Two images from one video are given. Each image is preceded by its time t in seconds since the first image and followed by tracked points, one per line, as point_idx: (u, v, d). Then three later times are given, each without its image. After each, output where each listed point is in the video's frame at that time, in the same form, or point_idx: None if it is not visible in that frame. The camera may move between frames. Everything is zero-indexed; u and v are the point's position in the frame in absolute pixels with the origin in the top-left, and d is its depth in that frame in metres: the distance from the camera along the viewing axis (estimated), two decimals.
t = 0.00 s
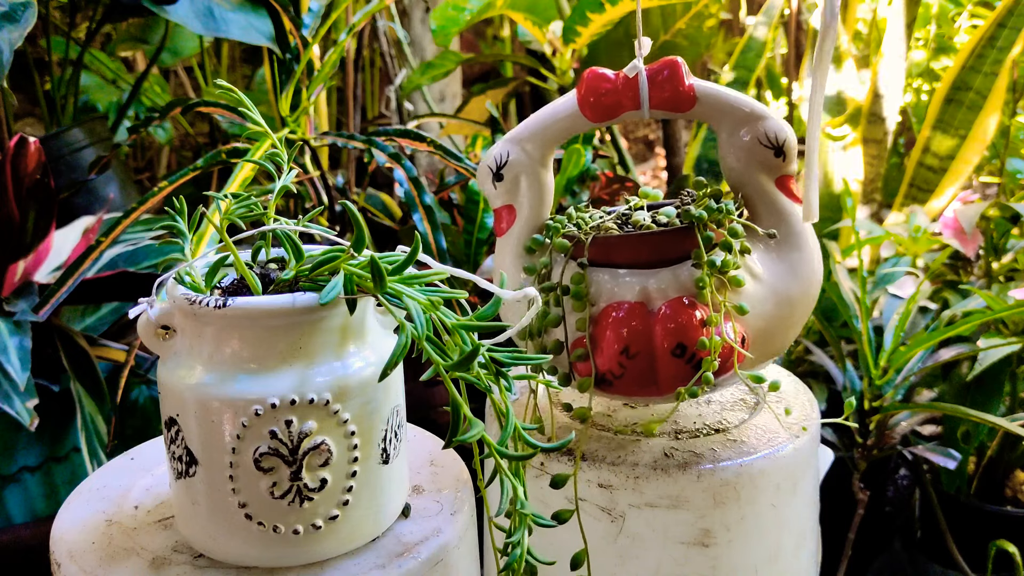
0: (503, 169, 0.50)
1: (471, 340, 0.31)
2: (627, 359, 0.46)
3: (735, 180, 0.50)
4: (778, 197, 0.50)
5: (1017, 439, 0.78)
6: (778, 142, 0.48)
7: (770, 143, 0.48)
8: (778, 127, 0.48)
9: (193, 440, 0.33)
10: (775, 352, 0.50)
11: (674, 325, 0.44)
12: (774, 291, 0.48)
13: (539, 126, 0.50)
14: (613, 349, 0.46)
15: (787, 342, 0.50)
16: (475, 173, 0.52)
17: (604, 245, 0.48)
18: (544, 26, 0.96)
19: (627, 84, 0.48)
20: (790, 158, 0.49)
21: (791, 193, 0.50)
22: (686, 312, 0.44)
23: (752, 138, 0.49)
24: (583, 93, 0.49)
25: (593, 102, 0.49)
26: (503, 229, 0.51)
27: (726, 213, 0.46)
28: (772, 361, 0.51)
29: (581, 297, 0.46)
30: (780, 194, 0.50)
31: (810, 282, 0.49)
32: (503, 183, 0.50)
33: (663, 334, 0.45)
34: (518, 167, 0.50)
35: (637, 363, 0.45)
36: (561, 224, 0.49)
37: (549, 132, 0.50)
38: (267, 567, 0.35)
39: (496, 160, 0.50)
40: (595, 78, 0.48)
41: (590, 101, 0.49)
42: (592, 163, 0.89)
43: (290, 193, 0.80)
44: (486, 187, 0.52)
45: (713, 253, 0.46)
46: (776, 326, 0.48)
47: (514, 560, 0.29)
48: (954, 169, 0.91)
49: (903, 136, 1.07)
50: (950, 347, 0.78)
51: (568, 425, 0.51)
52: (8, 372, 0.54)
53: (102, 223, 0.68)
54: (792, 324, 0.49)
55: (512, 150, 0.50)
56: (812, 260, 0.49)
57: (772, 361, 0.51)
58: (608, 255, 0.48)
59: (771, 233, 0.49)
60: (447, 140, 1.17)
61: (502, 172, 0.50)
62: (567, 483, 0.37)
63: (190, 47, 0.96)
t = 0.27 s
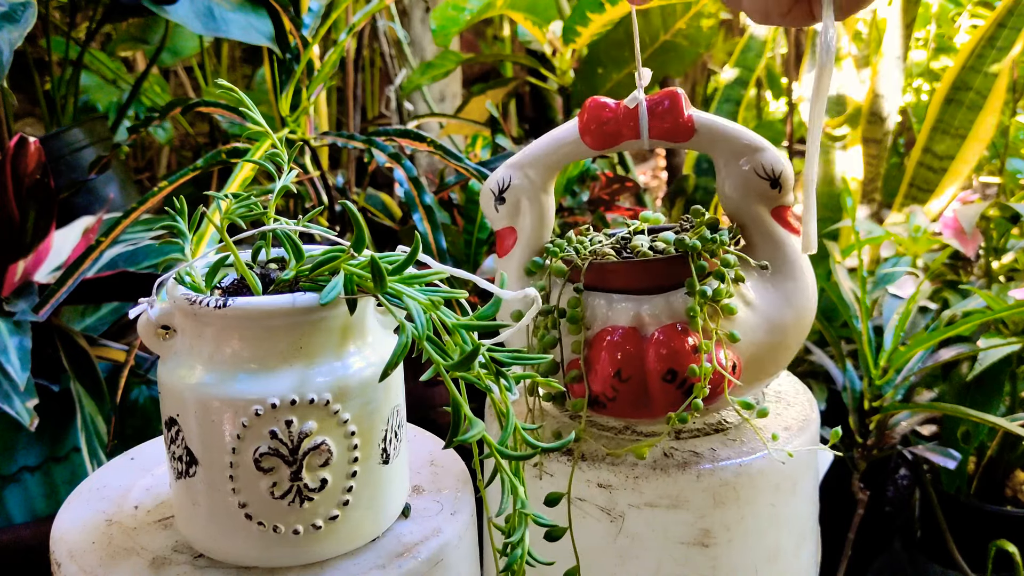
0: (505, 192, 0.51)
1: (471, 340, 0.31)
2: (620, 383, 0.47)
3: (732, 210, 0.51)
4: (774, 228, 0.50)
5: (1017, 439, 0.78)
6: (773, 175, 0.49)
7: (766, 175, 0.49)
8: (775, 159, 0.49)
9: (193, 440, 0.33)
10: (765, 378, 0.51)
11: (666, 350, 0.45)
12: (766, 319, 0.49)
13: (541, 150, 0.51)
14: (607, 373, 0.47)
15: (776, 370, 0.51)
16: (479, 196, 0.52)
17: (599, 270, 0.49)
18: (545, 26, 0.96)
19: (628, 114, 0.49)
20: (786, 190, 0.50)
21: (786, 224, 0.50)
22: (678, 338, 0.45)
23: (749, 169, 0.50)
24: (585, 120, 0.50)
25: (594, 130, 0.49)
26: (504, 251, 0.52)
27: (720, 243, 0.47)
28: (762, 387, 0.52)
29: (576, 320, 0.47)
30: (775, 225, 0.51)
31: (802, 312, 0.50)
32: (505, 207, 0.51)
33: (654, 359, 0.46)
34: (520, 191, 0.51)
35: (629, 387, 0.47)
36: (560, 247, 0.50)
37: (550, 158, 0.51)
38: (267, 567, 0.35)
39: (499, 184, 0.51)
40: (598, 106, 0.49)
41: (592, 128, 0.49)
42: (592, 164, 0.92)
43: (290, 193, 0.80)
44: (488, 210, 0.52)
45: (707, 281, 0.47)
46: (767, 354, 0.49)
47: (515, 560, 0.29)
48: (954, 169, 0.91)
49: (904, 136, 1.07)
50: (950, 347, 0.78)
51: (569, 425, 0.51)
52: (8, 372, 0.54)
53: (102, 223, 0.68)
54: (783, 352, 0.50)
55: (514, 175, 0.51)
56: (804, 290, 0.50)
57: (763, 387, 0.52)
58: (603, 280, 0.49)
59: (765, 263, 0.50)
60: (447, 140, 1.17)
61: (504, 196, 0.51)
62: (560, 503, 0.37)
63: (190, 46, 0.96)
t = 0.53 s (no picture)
0: (501, 194, 0.51)
1: (471, 340, 0.31)
2: (629, 379, 0.47)
3: (726, 206, 0.51)
4: (769, 222, 0.51)
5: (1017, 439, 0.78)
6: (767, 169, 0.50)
7: (760, 170, 0.50)
8: (768, 154, 0.50)
9: (193, 440, 0.33)
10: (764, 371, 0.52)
11: (674, 346, 0.45)
12: (766, 313, 0.49)
13: (537, 152, 0.51)
14: (615, 371, 0.47)
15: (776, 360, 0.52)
16: (474, 199, 0.52)
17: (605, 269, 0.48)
18: (545, 26, 0.97)
19: (622, 113, 0.49)
20: (779, 184, 0.50)
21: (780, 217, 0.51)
22: (685, 332, 0.45)
23: (743, 164, 0.50)
24: (581, 120, 0.49)
25: (590, 129, 0.49)
26: (500, 253, 0.52)
27: (723, 238, 0.48)
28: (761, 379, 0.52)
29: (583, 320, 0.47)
30: (770, 219, 0.51)
31: (799, 304, 0.51)
32: (502, 209, 0.51)
33: (662, 354, 0.46)
34: (516, 193, 0.51)
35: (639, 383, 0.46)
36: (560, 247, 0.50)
37: (546, 159, 0.51)
38: (267, 567, 0.35)
39: (495, 186, 0.51)
40: (592, 105, 0.49)
41: (588, 128, 0.49)
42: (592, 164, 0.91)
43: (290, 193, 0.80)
44: (484, 213, 0.52)
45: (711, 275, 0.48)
46: (768, 346, 0.50)
47: (514, 560, 0.29)
48: (954, 169, 0.91)
49: (904, 136, 1.07)
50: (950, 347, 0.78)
51: (569, 425, 0.51)
52: (8, 372, 0.54)
53: (102, 223, 0.68)
54: (782, 344, 0.51)
55: (510, 176, 0.51)
56: (801, 281, 0.51)
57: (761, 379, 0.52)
58: (610, 278, 0.49)
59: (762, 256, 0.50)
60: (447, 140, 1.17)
61: (501, 198, 0.51)
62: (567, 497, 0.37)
63: (190, 47, 0.96)
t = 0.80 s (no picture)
0: (511, 193, 0.51)
1: (471, 340, 0.31)
2: (639, 382, 0.47)
3: (732, 212, 0.52)
4: (774, 228, 0.52)
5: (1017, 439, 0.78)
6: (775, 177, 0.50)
7: (768, 177, 0.50)
8: (776, 162, 0.50)
9: (193, 440, 0.33)
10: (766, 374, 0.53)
11: (682, 350, 0.46)
12: (771, 318, 0.50)
13: (549, 153, 0.50)
14: (625, 374, 0.47)
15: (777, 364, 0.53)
16: (483, 197, 0.52)
17: (616, 271, 0.48)
18: (545, 26, 0.97)
19: (635, 115, 0.49)
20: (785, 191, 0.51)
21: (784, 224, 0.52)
22: (695, 336, 0.46)
23: (750, 171, 0.51)
24: (593, 121, 0.49)
25: (602, 131, 0.49)
26: (508, 252, 0.52)
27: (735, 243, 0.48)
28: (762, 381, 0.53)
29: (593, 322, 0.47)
30: (775, 225, 0.52)
31: (801, 309, 0.52)
32: (511, 209, 0.51)
33: (673, 358, 0.46)
34: (526, 193, 0.51)
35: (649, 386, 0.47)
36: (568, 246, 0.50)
37: (558, 159, 0.51)
38: (267, 567, 0.35)
39: (505, 185, 0.51)
40: (606, 107, 0.49)
41: (600, 130, 0.49)
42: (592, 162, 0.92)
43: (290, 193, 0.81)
44: (493, 211, 0.52)
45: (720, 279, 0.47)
46: (772, 350, 0.51)
47: (515, 560, 0.29)
48: (954, 169, 0.91)
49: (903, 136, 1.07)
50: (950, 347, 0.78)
51: (569, 425, 0.51)
52: (8, 372, 0.54)
53: (102, 223, 0.68)
54: (785, 348, 0.52)
55: (521, 176, 0.51)
56: (803, 287, 0.52)
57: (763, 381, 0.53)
58: (620, 281, 0.49)
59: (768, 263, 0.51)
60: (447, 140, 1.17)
61: (511, 198, 0.51)
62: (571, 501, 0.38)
63: (190, 47, 0.96)
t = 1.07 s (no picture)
0: (529, 184, 0.50)
1: (472, 340, 0.31)
2: (646, 381, 0.47)
3: (746, 217, 0.52)
4: (789, 237, 0.52)
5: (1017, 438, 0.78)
6: (792, 187, 0.50)
7: (784, 185, 0.50)
8: (794, 171, 0.50)
9: (193, 440, 0.33)
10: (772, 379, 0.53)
11: (690, 351, 0.46)
12: (780, 325, 0.50)
13: (570, 145, 0.50)
14: (633, 372, 0.47)
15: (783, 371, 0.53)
16: (498, 187, 0.51)
17: (627, 268, 0.49)
18: (545, 26, 0.97)
19: (659, 116, 0.49)
20: (801, 201, 0.51)
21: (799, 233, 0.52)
22: (705, 338, 0.46)
23: (767, 179, 0.51)
24: (614, 119, 0.49)
25: (622, 129, 0.49)
26: (520, 244, 0.51)
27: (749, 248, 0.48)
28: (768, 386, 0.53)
29: (605, 319, 0.46)
30: (790, 234, 0.52)
31: (810, 319, 0.52)
32: (528, 200, 0.51)
33: (681, 359, 0.46)
34: (544, 185, 0.50)
35: (655, 386, 0.47)
36: (579, 243, 0.49)
37: (578, 152, 0.50)
38: (266, 567, 0.35)
39: (523, 176, 0.50)
40: (628, 105, 0.49)
41: (621, 127, 0.49)
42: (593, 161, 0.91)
43: (291, 194, 0.81)
44: (508, 201, 0.51)
45: (732, 283, 0.48)
46: (779, 357, 0.51)
47: (515, 561, 0.29)
48: (954, 169, 0.91)
49: (904, 136, 1.07)
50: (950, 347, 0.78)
51: (569, 425, 0.51)
52: (8, 372, 0.54)
53: (102, 223, 0.68)
54: (791, 356, 0.52)
55: (540, 167, 0.50)
56: (813, 297, 0.52)
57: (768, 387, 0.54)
58: (630, 279, 0.49)
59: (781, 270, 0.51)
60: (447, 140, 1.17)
61: (528, 189, 0.50)
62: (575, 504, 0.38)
63: (190, 47, 0.96)
